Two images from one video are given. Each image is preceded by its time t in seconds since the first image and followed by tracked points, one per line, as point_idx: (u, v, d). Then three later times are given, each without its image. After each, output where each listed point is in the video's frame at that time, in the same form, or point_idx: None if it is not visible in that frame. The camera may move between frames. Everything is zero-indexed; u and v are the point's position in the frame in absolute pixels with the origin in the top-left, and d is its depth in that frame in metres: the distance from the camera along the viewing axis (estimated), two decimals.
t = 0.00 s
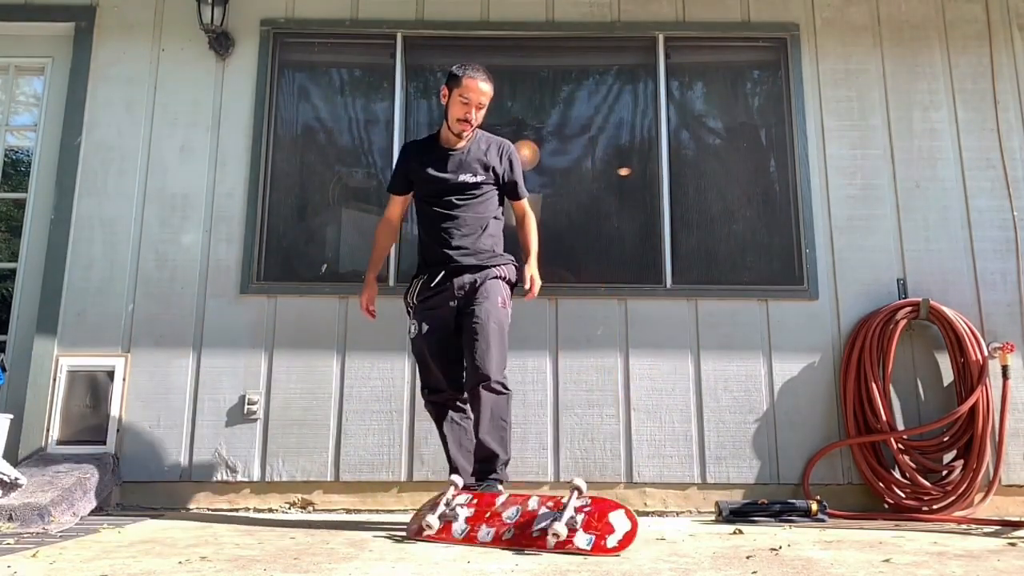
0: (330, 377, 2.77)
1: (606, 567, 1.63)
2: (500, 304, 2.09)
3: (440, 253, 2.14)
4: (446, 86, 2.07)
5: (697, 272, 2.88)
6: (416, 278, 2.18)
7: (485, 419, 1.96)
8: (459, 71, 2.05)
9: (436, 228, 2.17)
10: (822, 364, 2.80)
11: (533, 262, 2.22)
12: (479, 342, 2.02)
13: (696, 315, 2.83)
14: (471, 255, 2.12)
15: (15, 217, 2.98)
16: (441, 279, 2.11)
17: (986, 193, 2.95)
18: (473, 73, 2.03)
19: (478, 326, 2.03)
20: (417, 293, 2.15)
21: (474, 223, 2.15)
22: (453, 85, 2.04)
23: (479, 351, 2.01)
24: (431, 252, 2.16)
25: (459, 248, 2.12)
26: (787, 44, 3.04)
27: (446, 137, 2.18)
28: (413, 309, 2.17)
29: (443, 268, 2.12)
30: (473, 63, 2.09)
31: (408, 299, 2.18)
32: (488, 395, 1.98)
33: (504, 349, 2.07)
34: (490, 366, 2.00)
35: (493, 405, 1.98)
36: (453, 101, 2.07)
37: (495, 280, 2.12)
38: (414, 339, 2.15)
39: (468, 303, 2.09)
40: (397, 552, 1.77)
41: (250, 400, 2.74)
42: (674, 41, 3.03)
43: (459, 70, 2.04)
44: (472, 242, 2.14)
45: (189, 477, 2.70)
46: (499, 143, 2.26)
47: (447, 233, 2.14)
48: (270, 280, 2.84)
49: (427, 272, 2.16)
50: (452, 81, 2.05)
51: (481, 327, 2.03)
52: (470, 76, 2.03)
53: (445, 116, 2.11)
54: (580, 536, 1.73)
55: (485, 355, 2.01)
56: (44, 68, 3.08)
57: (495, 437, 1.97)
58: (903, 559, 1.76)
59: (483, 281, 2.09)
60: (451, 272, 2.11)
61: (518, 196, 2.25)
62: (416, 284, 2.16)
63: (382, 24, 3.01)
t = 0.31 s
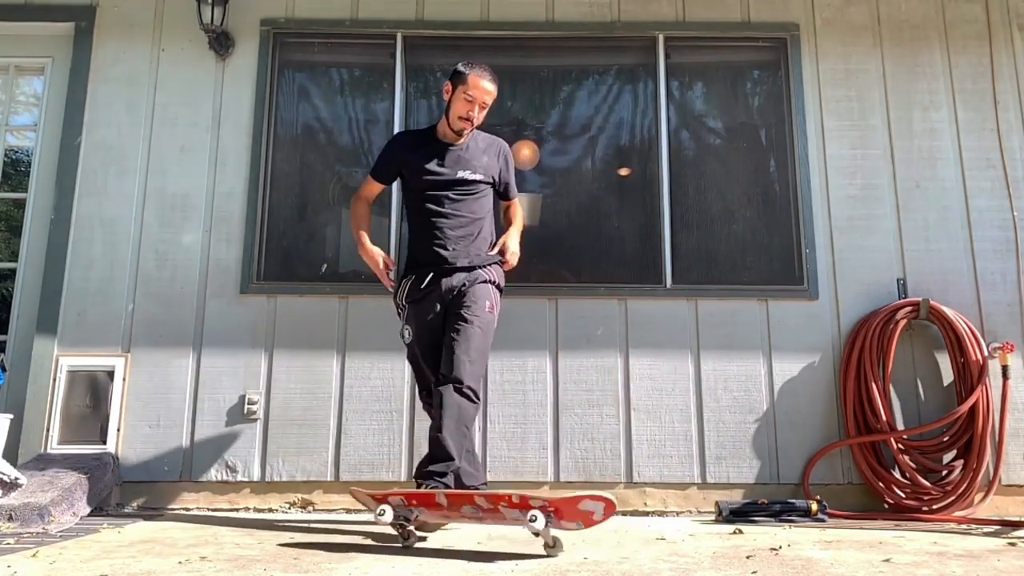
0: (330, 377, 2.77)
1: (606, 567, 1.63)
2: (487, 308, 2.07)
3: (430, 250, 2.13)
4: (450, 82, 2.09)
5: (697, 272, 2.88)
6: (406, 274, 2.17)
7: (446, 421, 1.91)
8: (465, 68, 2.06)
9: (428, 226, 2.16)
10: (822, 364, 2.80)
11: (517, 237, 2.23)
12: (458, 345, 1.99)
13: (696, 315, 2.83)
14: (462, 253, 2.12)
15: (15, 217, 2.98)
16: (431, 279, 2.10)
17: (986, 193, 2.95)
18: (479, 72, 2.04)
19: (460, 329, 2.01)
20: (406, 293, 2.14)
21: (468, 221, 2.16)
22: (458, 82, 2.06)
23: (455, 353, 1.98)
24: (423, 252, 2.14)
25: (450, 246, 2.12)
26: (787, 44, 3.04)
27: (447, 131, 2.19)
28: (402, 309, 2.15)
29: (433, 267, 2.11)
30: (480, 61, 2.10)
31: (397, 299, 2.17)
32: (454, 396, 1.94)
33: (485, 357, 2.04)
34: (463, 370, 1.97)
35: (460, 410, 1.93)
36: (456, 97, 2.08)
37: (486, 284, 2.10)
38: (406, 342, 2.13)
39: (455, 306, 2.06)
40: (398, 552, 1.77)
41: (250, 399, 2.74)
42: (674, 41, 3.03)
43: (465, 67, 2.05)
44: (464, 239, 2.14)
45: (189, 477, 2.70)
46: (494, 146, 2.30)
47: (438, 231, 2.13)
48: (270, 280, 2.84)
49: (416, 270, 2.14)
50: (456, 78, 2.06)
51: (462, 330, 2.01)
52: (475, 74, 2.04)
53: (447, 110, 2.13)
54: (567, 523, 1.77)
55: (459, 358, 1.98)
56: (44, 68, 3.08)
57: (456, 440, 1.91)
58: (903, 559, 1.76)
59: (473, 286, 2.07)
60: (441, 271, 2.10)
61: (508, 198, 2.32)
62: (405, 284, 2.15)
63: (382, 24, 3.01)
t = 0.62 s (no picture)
0: (330, 377, 2.77)
1: (605, 567, 1.63)
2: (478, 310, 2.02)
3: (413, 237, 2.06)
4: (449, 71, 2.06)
5: (697, 272, 2.88)
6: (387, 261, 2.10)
7: (438, 445, 1.90)
8: (464, 58, 2.03)
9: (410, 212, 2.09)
10: (822, 364, 2.80)
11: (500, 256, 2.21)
12: (451, 355, 1.94)
13: (696, 315, 2.83)
14: (447, 244, 2.06)
15: (15, 217, 2.98)
16: (415, 270, 2.02)
17: (986, 193, 2.95)
18: (478, 63, 2.02)
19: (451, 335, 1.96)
20: (384, 281, 2.04)
21: (454, 209, 2.09)
22: (457, 72, 2.03)
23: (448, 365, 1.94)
24: (406, 240, 2.08)
25: (434, 233, 2.05)
26: (787, 44, 3.04)
27: (441, 120, 2.16)
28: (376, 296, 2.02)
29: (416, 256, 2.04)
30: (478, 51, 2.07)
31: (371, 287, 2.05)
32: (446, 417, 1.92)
33: (473, 366, 2.01)
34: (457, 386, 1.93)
35: (452, 427, 1.92)
36: (454, 87, 2.05)
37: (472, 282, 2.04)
38: (376, 336, 1.98)
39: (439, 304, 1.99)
40: (398, 552, 1.77)
41: (250, 399, 2.74)
42: (674, 41, 3.03)
43: (464, 57, 2.03)
44: (450, 229, 2.07)
45: (189, 477, 2.70)
46: (489, 139, 2.24)
47: (421, 218, 2.06)
48: (270, 279, 2.84)
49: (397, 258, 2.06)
50: (456, 68, 2.04)
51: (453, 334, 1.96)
52: (474, 65, 2.02)
53: (443, 100, 2.10)
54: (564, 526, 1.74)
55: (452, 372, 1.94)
56: (44, 68, 3.09)
57: (446, 458, 1.90)
58: (903, 559, 1.76)
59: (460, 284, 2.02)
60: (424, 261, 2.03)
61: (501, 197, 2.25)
62: (384, 272, 2.06)
63: (382, 24, 3.01)
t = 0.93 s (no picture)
0: (330, 377, 2.77)
1: (605, 567, 1.63)
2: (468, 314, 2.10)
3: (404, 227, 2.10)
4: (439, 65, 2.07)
5: (697, 272, 2.88)
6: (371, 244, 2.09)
7: (439, 442, 1.94)
8: (454, 54, 2.05)
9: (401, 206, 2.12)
10: (822, 364, 2.80)
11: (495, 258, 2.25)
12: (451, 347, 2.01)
13: (696, 315, 2.83)
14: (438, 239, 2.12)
15: (15, 217, 2.98)
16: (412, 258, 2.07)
17: (986, 193, 2.95)
18: (468, 59, 2.04)
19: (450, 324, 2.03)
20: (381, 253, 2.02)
21: (446, 204, 2.15)
22: (447, 66, 2.05)
23: (447, 356, 2.00)
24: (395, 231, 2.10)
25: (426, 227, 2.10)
26: (787, 44, 3.04)
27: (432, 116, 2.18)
28: (371, 257, 1.99)
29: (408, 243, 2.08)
30: (469, 46, 2.09)
31: (362, 255, 2.01)
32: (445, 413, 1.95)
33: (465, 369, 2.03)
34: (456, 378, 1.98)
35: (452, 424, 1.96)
36: (444, 83, 2.07)
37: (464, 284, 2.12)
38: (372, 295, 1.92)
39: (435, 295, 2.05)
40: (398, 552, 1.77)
41: (250, 400, 2.74)
42: (674, 41, 3.03)
43: (454, 53, 2.04)
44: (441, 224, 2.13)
45: (189, 477, 2.70)
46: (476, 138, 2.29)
47: (412, 212, 2.10)
48: (270, 279, 2.83)
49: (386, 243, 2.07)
50: (445, 62, 2.05)
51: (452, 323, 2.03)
52: (464, 60, 2.04)
53: (433, 95, 2.12)
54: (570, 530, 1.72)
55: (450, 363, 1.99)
56: (44, 68, 3.08)
57: (442, 459, 1.94)
58: (903, 559, 1.76)
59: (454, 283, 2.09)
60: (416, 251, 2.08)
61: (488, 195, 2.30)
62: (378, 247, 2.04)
63: (383, 24, 3.01)
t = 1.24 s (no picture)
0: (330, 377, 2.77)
1: (605, 567, 1.63)
2: (452, 317, 2.14)
3: (379, 224, 2.06)
4: (413, 58, 2.05)
5: (697, 271, 2.88)
6: (345, 240, 2.05)
7: (435, 443, 1.98)
8: (429, 45, 2.03)
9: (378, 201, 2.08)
10: (822, 364, 2.80)
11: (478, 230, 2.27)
12: (435, 356, 2.03)
13: (695, 315, 2.83)
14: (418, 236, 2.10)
15: (15, 217, 2.98)
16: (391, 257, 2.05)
17: (986, 193, 2.95)
18: (444, 50, 2.03)
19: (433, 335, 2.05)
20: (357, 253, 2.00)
21: (423, 200, 2.13)
22: (422, 59, 2.03)
23: (433, 363, 2.03)
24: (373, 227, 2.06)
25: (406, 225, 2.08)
26: (787, 44, 3.04)
27: (405, 109, 2.14)
28: (346, 263, 1.97)
29: (384, 243, 2.05)
30: (443, 38, 2.08)
31: (338, 257, 1.98)
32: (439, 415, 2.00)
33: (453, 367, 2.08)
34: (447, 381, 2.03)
35: (446, 424, 2.01)
36: (421, 75, 2.05)
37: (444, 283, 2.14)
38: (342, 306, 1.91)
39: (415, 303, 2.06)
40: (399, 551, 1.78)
41: (250, 400, 2.74)
42: (674, 41, 3.03)
43: (429, 44, 2.03)
44: (418, 221, 2.11)
45: (189, 477, 2.70)
46: (451, 128, 2.26)
47: (392, 209, 2.07)
48: (270, 279, 2.83)
49: (361, 240, 2.04)
50: (420, 54, 2.03)
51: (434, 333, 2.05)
52: (439, 52, 2.02)
53: (408, 88, 2.09)
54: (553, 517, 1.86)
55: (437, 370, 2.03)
56: (44, 68, 3.08)
57: (439, 459, 1.99)
58: (904, 559, 1.76)
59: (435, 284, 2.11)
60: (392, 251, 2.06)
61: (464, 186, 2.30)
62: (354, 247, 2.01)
63: (383, 24, 3.01)
